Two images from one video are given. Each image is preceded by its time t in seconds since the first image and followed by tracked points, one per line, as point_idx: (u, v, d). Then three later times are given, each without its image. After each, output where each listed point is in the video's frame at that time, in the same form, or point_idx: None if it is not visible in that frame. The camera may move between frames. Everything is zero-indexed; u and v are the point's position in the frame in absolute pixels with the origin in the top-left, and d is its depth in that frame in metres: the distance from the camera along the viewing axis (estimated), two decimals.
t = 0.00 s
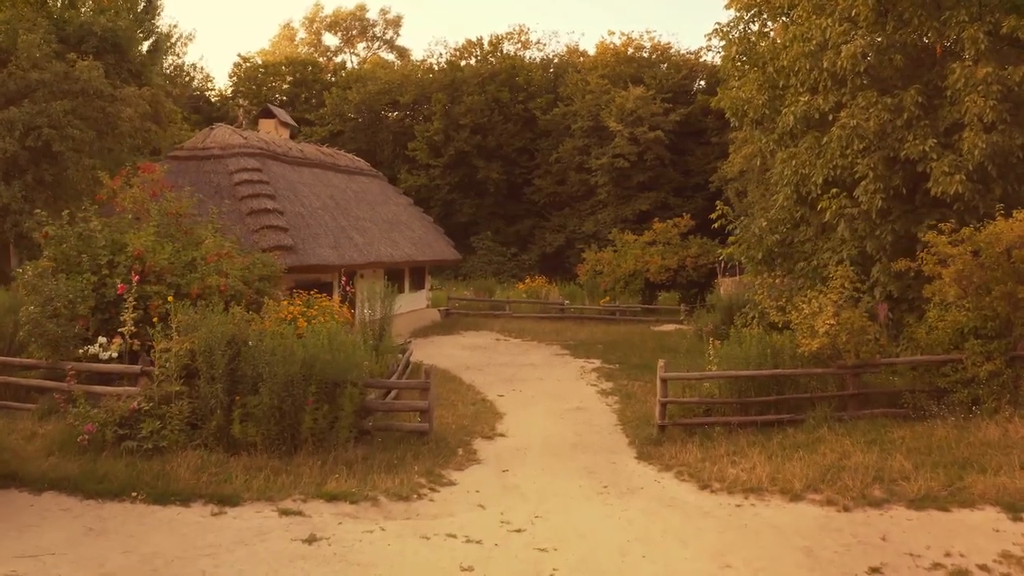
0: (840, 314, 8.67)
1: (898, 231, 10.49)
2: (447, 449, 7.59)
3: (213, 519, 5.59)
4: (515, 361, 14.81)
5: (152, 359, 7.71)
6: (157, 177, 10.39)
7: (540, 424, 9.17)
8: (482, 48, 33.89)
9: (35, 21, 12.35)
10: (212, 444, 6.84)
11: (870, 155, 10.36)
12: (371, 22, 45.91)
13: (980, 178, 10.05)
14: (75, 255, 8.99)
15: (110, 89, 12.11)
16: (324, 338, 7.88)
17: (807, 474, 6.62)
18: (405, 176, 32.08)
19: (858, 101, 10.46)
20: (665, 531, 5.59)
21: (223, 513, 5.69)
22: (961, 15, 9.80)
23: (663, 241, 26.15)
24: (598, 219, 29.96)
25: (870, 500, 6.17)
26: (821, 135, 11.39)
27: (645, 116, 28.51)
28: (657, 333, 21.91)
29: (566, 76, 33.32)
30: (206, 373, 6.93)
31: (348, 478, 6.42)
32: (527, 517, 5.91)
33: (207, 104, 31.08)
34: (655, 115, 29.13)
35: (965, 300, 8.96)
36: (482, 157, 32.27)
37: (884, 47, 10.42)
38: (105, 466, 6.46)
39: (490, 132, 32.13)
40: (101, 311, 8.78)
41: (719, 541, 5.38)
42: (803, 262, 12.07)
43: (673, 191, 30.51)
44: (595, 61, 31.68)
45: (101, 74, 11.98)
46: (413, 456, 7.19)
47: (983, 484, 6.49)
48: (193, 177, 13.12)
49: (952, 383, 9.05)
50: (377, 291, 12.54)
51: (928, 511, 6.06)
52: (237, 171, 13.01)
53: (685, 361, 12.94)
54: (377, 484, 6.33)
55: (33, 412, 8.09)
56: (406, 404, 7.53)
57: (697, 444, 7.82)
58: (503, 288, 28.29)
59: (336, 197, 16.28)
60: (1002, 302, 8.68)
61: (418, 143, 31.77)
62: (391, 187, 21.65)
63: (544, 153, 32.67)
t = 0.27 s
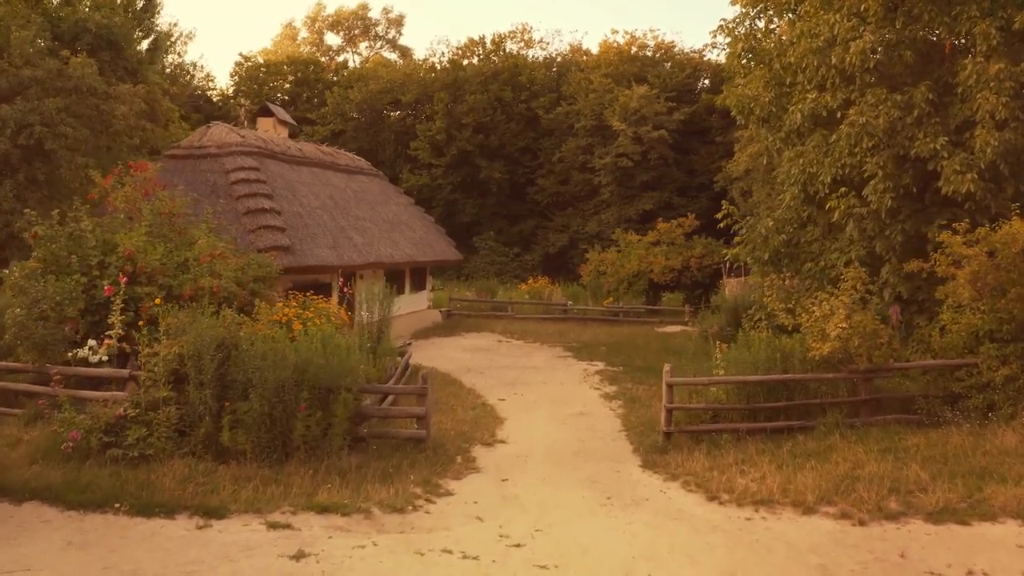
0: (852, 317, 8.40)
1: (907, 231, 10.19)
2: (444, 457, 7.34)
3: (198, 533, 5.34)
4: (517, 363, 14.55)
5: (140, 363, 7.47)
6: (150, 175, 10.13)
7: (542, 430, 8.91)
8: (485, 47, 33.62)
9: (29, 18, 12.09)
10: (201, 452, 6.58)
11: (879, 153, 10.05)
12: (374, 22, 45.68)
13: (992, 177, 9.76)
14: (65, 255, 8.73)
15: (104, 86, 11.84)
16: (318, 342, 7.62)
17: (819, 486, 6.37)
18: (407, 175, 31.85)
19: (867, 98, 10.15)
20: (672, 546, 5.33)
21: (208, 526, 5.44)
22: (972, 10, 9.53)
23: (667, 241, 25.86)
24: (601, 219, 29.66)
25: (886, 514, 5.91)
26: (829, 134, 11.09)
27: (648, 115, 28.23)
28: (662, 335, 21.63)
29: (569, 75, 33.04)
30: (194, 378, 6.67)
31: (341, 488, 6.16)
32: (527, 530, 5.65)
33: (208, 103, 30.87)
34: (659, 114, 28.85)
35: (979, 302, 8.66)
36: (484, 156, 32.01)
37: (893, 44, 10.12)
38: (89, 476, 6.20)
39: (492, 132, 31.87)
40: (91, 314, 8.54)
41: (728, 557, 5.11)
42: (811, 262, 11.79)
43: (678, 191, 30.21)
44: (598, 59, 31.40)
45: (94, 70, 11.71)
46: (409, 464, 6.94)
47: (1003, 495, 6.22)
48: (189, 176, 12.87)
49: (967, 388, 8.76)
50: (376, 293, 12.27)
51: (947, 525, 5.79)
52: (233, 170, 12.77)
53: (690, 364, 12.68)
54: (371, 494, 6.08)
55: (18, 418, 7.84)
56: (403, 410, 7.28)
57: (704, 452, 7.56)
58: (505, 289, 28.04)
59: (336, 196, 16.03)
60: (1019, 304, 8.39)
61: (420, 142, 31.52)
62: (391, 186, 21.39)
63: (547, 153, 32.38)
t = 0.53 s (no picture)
0: (867, 320, 8.09)
1: (919, 231, 9.84)
2: (443, 465, 7.08)
3: (182, 548, 5.08)
4: (520, 366, 14.29)
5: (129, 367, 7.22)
6: (144, 174, 9.88)
7: (545, 437, 8.64)
8: (489, 46, 33.36)
9: (24, 14, 11.87)
10: (190, 461, 6.34)
11: (891, 151, 9.69)
12: (378, 21, 45.48)
13: (1007, 176, 9.44)
14: (56, 256, 8.52)
15: (100, 84, 11.60)
16: (312, 346, 7.35)
17: (835, 500, 6.16)
18: (410, 175, 31.62)
19: (878, 94, 9.77)
20: (680, 564, 5.06)
21: (193, 541, 5.19)
22: (986, 3, 9.24)
23: (673, 241, 25.56)
24: (606, 219, 29.36)
25: (905, 529, 5.66)
26: (838, 132, 10.72)
27: (654, 114, 27.94)
28: (668, 337, 21.33)
29: (574, 74, 32.76)
30: (183, 384, 6.42)
31: (333, 500, 5.90)
32: (528, 546, 5.39)
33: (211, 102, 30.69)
34: (665, 113, 28.55)
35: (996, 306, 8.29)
36: (489, 156, 31.75)
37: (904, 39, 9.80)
38: (72, 485, 5.95)
39: (496, 131, 31.61)
40: (81, 316, 8.33)
41: None
42: (821, 263, 11.49)
43: (684, 191, 29.90)
44: (603, 58, 31.12)
45: (90, 68, 11.47)
46: (406, 474, 6.68)
47: None
48: (187, 175, 12.64)
49: (985, 394, 8.43)
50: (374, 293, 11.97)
51: (971, 542, 5.50)
52: (231, 169, 12.52)
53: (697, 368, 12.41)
54: (365, 507, 5.83)
55: (3, 424, 7.59)
56: (400, 417, 7.02)
57: (714, 462, 7.31)
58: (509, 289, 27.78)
59: (336, 196, 15.78)
60: None
61: (424, 142, 31.29)
62: (394, 186, 21.13)
63: (552, 152, 32.09)
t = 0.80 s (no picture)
0: (884, 324, 7.77)
1: (934, 231, 9.50)
2: (442, 475, 6.82)
3: (166, 565, 4.82)
4: (525, 369, 14.04)
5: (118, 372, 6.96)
6: (140, 173, 9.64)
7: (550, 445, 8.36)
8: (495, 45, 33.09)
9: (21, 11, 11.63)
10: (179, 471, 6.10)
11: (904, 149, 9.38)
12: (384, 20, 45.27)
13: None
14: (47, 256, 8.28)
15: (97, 82, 11.32)
16: (307, 351, 7.08)
17: (854, 516, 5.85)
18: (416, 175, 31.38)
19: (891, 91, 9.45)
20: None
21: (178, 557, 4.93)
22: None
23: (681, 241, 25.23)
24: (613, 219, 29.03)
25: (929, 547, 5.36)
26: (851, 130, 10.40)
27: (662, 113, 27.62)
28: (676, 339, 21.03)
29: (580, 73, 32.45)
30: (172, 391, 6.16)
31: (327, 513, 5.64)
32: (529, 563, 5.12)
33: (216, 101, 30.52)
34: (673, 112, 28.21)
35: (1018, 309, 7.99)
36: (495, 155, 31.47)
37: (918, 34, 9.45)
38: (55, 496, 5.69)
39: (503, 131, 31.31)
40: (73, 319, 8.13)
41: None
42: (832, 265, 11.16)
43: (691, 191, 29.56)
44: (610, 57, 30.81)
45: (86, 65, 11.21)
46: (403, 485, 6.41)
47: None
48: (186, 174, 12.41)
49: (1006, 401, 8.07)
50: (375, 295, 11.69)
51: (999, 560, 5.20)
52: (231, 168, 12.29)
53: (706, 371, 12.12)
54: (359, 521, 5.57)
55: None
56: (399, 425, 6.76)
57: (725, 473, 7.01)
58: (515, 290, 27.51)
59: (339, 196, 15.54)
60: None
61: (430, 141, 31.04)
62: (398, 186, 20.89)
63: (559, 152, 31.76)
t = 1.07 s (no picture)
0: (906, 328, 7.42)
1: (953, 232, 9.06)
2: (445, 485, 6.55)
3: None
4: (533, 372, 13.76)
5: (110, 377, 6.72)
6: (138, 171, 9.41)
7: (557, 454, 8.05)
8: (505, 43, 32.81)
9: (22, 7, 11.46)
10: (169, 481, 5.86)
11: (922, 148, 9.02)
12: (393, 20, 45.09)
13: None
14: (42, 257, 8.06)
15: (97, 79, 11.13)
16: (304, 356, 6.81)
17: (876, 534, 5.55)
18: (425, 174, 31.17)
19: (908, 88, 9.10)
20: None
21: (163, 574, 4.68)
22: None
23: (693, 241, 24.88)
24: (624, 219, 28.71)
25: (957, 567, 5.05)
26: (868, 128, 10.00)
27: (673, 112, 27.28)
28: (687, 341, 20.67)
29: (591, 71, 32.13)
30: (163, 398, 5.92)
31: (322, 527, 5.38)
32: None
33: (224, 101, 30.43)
34: (684, 111, 27.82)
35: None
36: (504, 155, 31.17)
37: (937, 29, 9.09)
38: (39, 507, 5.44)
39: (513, 130, 31.02)
40: (67, 322, 7.84)
41: None
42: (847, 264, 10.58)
43: (703, 191, 29.19)
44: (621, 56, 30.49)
45: (86, 62, 10.99)
46: (403, 496, 6.13)
47: None
48: (188, 173, 12.19)
49: None
50: (379, 296, 11.42)
51: None
52: (234, 167, 12.07)
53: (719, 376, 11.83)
54: (355, 536, 5.30)
55: None
56: (399, 434, 6.49)
57: (741, 485, 6.72)
58: (525, 291, 27.25)
59: (345, 195, 15.31)
60: None
61: (439, 140, 30.83)
62: (406, 186, 20.64)
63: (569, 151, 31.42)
